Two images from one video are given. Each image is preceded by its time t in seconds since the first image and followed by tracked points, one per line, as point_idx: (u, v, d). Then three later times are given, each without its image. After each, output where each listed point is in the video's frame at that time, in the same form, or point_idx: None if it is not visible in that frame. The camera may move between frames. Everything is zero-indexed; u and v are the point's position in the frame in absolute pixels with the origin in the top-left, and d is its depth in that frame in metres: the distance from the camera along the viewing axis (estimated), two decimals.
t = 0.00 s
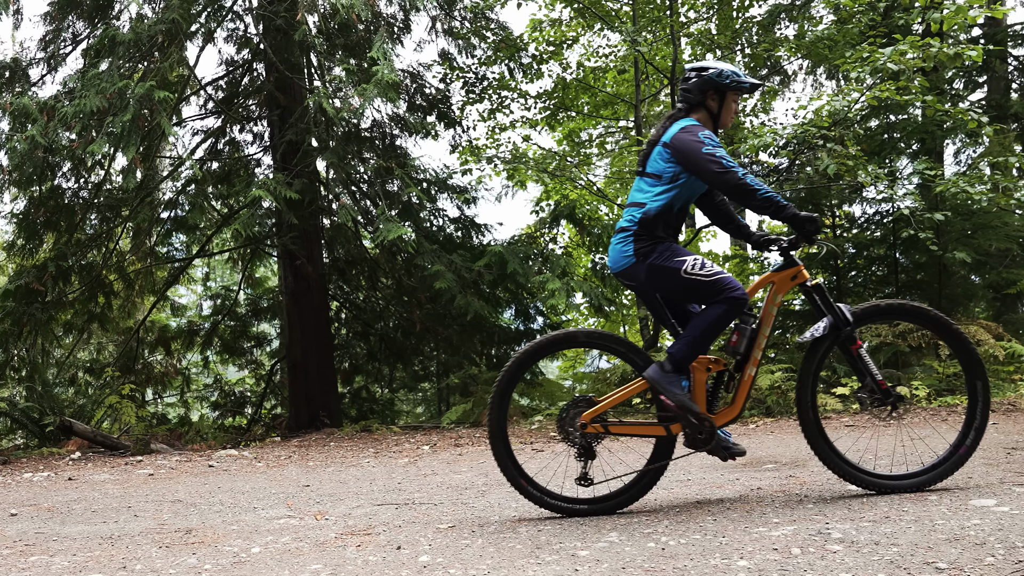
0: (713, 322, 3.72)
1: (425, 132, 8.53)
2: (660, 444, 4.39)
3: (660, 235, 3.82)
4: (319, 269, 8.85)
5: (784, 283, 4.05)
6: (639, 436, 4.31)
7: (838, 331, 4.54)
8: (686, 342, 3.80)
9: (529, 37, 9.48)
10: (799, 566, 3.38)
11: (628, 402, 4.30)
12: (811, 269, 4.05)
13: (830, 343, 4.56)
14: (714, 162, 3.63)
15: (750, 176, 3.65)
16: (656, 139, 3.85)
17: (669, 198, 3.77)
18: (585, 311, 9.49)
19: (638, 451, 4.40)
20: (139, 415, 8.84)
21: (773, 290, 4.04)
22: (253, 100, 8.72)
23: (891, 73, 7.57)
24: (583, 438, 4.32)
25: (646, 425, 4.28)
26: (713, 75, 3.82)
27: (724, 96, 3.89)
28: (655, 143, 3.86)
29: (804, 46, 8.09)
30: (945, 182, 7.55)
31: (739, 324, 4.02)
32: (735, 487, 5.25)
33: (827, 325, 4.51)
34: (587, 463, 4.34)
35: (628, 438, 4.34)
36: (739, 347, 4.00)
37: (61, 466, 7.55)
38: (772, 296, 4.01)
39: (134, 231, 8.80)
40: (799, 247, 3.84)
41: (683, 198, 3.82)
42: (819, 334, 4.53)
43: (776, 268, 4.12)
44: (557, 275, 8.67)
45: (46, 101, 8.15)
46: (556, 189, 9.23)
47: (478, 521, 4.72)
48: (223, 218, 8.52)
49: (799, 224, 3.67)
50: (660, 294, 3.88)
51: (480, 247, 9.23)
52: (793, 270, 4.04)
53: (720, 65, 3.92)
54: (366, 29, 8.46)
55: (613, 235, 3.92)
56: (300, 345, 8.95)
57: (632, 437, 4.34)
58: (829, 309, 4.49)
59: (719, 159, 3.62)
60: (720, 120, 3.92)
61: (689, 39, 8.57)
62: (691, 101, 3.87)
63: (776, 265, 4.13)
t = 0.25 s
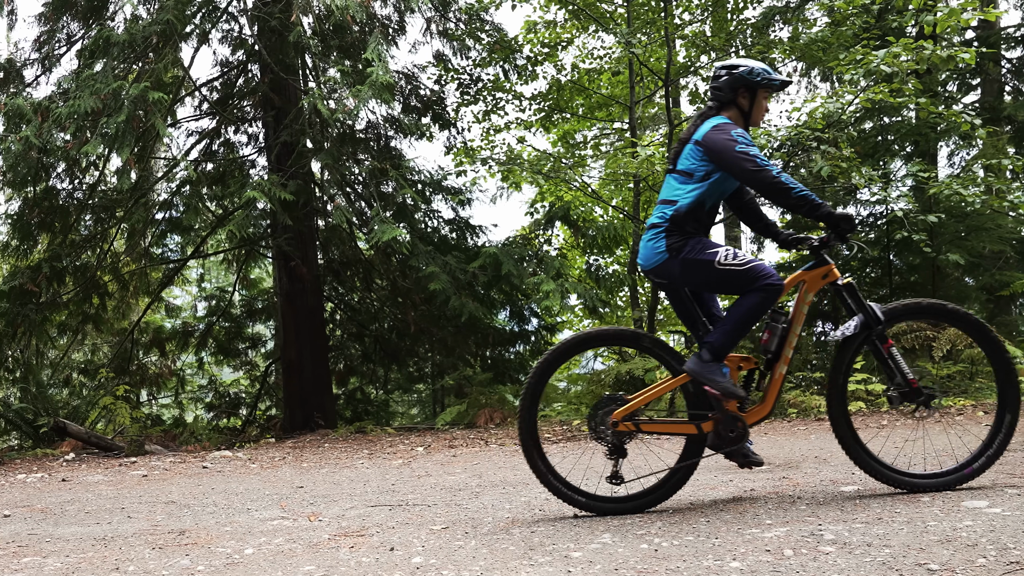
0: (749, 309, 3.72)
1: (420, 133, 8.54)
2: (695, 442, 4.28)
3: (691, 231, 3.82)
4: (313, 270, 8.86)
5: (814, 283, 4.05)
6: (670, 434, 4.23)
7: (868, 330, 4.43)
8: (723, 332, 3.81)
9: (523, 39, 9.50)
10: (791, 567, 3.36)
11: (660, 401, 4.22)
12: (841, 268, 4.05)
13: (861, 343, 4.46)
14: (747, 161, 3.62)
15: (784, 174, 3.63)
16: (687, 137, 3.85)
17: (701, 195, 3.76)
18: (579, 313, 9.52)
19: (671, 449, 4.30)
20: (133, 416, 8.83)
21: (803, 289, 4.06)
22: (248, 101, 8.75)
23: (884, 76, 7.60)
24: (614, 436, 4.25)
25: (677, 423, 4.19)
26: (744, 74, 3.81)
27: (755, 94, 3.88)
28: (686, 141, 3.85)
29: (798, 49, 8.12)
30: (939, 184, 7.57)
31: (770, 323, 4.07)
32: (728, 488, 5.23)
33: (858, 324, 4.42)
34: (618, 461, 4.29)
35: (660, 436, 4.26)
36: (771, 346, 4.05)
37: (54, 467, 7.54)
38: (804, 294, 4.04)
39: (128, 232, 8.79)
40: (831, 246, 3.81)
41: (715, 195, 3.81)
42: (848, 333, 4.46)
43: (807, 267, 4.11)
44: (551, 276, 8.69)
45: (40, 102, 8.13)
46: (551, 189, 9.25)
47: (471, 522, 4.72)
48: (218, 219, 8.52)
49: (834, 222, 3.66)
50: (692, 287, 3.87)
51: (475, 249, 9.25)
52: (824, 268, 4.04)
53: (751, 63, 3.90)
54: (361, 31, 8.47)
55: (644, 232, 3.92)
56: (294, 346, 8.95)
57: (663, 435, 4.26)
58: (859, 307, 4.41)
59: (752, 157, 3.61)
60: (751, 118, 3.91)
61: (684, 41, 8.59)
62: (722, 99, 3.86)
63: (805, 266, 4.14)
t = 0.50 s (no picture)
0: (789, 301, 3.66)
1: (417, 134, 8.54)
2: (729, 442, 4.22)
3: (725, 228, 3.78)
4: (310, 271, 8.86)
5: (847, 280, 3.96)
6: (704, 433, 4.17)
7: (902, 328, 4.27)
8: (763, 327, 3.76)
9: (520, 39, 9.51)
10: (784, 567, 3.35)
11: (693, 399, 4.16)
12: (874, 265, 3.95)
13: (893, 340, 4.30)
14: (782, 158, 3.57)
15: (820, 172, 3.58)
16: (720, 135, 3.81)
17: (735, 192, 3.73)
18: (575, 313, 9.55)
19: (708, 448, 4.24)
20: (129, 416, 8.83)
21: (834, 287, 3.98)
22: (245, 101, 8.80)
23: (880, 77, 7.61)
24: (646, 435, 4.21)
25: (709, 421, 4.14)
26: (776, 71, 3.77)
27: (789, 91, 3.83)
28: (720, 139, 3.82)
29: (794, 50, 8.15)
30: (934, 186, 7.58)
31: (803, 321, 4.00)
32: (724, 488, 5.22)
33: (890, 321, 4.25)
34: (651, 460, 4.24)
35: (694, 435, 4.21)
36: (804, 344, 3.98)
37: (50, 467, 7.54)
38: (835, 292, 3.97)
39: (125, 232, 8.80)
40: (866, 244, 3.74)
41: (749, 193, 3.78)
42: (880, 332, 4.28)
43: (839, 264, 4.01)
44: (547, 277, 8.69)
45: (37, 103, 8.13)
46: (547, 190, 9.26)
47: (466, 523, 4.72)
48: (215, 219, 8.52)
49: (870, 220, 3.58)
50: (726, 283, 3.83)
51: (471, 249, 9.26)
52: (856, 267, 3.94)
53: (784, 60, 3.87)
54: (358, 31, 8.47)
55: (677, 230, 3.90)
56: (291, 346, 8.95)
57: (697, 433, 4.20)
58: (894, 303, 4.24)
59: (788, 155, 3.56)
60: (785, 116, 3.86)
61: (680, 41, 8.59)
62: (755, 97, 3.82)
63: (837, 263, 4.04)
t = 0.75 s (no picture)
0: (826, 299, 3.65)
1: (413, 136, 8.54)
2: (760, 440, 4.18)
3: (757, 226, 3.78)
4: (306, 273, 8.87)
5: (877, 280, 3.86)
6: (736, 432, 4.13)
7: (932, 328, 4.19)
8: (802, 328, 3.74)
9: (516, 41, 9.52)
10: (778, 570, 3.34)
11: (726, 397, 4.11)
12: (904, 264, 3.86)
13: (922, 340, 4.23)
14: (816, 158, 3.56)
15: (854, 172, 3.57)
16: (753, 134, 3.80)
17: (768, 192, 3.72)
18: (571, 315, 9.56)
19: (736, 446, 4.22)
20: (124, 418, 8.82)
21: (865, 287, 3.86)
22: (241, 102, 8.76)
23: (875, 80, 7.63)
24: (679, 434, 4.13)
25: (742, 420, 4.10)
26: (809, 70, 3.75)
27: (820, 91, 3.83)
28: (752, 138, 3.80)
29: (790, 52, 8.16)
30: (929, 188, 7.60)
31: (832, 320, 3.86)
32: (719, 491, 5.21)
33: (921, 320, 4.17)
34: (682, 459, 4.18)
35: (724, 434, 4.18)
36: (834, 344, 3.85)
37: (45, 468, 7.52)
38: (866, 291, 3.85)
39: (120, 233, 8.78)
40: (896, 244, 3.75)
41: (781, 192, 3.77)
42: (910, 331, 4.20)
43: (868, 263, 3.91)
44: (543, 279, 8.67)
45: (32, 103, 8.10)
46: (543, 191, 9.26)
47: (461, 525, 4.71)
48: (211, 221, 8.52)
49: (904, 220, 3.58)
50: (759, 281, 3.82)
51: (467, 251, 9.27)
52: (888, 266, 3.85)
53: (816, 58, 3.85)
54: (354, 33, 8.48)
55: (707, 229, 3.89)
56: (286, 348, 8.96)
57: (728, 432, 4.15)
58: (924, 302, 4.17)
59: (822, 154, 3.55)
60: (816, 115, 3.85)
61: (677, 44, 8.59)
62: (787, 96, 3.81)
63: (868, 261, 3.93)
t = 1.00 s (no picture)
0: (862, 302, 3.68)
1: (409, 137, 8.55)
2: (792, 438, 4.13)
3: (789, 225, 3.79)
4: (302, 274, 8.86)
5: (909, 278, 3.86)
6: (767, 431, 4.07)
7: (964, 327, 4.11)
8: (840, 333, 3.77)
9: (513, 43, 9.54)
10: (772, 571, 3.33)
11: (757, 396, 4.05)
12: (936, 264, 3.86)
13: (952, 339, 4.15)
14: (849, 157, 3.55)
15: (888, 171, 3.55)
16: (786, 133, 3.81)
17: (800, 190, 3.72)
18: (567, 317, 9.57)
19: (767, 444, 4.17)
20: (120, 419, 8.81)
21: (896, 285, 3.86)
22: (237, 104, 8.76)
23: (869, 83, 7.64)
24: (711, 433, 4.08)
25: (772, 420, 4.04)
26: (842, 70, 3.76)
27: (853, 90, 3.82)
28: (785, 137, 3.81)
29: (786, 54, 8.17)
30: (924, 190, 7.61)
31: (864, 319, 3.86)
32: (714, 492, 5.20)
33: (951, 320, 4.08)
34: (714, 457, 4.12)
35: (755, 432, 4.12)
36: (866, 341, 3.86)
37: (40, 470, 7.51)
38: (897, 291, 3.86)
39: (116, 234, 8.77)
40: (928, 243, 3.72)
41: (814, 191, 3.77)
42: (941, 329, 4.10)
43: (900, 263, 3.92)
44: (538, 280, 8.66)
45: (28, 104, 8.09)
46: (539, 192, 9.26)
47: (455, 526, 4.71)
48: (207, 222, 8.52)
49: (938, 220, 3.54)
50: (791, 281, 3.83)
51: (463, 252, 9.27)
52: (919, 265, 3.84)
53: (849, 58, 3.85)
54: (351, 34, 8.49)
55: (738, 228, 3.90)
56: (282, 349, 8.95)
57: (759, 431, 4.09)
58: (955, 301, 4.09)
59: (855, 153, 3.54)
60: (850, 114, 3.85)
61: (673, 45, 8.59)
62: (819, 95, 3.81)
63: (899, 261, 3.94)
